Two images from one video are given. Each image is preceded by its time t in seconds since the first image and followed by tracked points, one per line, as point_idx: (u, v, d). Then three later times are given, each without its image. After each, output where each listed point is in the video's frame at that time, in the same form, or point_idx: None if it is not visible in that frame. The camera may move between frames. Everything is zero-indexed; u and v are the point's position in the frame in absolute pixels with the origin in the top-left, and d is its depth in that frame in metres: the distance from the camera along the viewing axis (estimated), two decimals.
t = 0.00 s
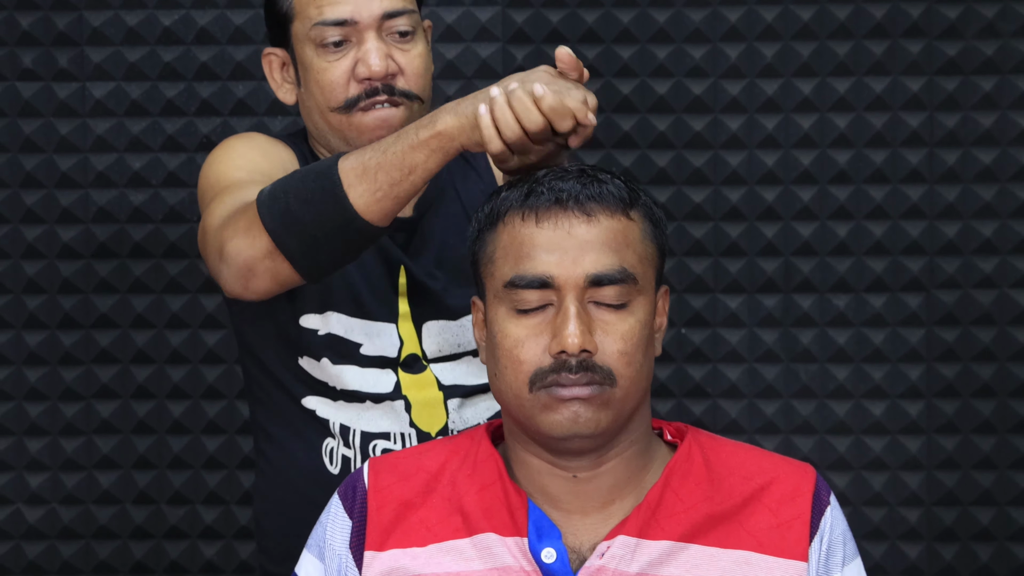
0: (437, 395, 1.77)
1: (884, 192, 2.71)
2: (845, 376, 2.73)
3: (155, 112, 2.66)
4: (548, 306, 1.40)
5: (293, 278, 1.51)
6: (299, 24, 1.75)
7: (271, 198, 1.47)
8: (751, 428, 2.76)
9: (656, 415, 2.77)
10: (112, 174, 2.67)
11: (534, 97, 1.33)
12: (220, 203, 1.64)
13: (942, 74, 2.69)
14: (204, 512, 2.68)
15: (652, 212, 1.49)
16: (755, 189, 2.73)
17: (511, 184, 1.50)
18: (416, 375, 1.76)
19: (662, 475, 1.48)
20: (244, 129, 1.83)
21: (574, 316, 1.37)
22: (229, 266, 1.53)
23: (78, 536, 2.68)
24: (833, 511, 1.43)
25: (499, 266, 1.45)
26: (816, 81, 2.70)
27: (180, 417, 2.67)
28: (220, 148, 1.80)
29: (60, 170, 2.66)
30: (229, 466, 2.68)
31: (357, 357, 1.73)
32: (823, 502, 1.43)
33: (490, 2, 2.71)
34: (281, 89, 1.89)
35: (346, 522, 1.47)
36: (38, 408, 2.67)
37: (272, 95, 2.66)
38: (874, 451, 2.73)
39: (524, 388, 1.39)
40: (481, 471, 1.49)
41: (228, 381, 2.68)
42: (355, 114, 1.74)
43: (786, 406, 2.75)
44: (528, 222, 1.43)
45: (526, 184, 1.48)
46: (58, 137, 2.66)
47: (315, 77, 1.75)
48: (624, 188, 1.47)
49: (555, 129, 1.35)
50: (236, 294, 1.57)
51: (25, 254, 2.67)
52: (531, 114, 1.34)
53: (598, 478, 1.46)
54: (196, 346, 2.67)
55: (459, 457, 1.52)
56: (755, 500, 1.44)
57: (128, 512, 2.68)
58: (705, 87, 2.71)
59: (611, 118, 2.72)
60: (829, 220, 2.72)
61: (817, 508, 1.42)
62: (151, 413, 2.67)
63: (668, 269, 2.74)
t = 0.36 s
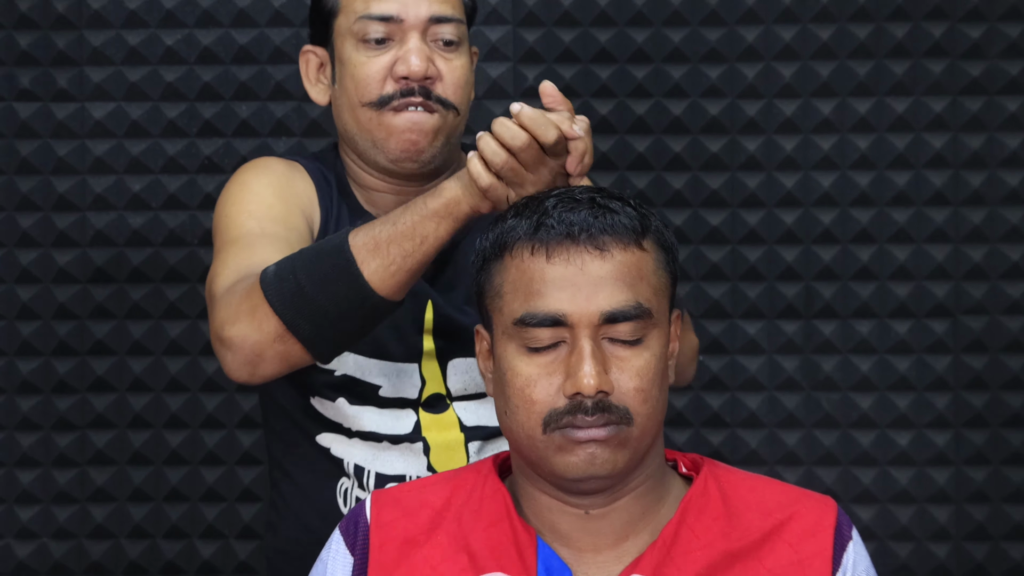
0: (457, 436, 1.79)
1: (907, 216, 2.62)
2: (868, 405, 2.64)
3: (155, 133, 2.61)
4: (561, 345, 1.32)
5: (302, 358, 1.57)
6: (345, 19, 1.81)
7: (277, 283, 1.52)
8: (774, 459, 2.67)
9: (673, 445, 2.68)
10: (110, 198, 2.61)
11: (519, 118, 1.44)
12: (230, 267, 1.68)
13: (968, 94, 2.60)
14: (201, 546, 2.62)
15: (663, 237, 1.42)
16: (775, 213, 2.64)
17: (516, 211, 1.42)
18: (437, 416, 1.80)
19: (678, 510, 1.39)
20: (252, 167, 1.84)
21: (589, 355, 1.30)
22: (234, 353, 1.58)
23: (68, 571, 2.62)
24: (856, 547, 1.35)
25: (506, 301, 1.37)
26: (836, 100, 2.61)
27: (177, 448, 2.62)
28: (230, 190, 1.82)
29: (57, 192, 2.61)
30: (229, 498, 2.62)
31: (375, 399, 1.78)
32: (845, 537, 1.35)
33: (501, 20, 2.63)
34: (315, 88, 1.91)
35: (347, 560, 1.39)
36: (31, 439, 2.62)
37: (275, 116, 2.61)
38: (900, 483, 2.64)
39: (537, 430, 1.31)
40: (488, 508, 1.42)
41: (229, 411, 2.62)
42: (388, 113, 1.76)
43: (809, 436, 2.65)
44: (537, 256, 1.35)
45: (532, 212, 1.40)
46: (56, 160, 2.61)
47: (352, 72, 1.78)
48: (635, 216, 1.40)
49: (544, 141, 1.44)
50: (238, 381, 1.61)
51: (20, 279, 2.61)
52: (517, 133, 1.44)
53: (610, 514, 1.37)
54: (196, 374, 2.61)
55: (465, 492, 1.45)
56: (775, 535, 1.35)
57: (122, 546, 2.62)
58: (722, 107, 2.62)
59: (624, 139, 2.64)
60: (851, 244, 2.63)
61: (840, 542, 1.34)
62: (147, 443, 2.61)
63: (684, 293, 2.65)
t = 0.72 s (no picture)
0: (457, 461, 1.69)
1: (922, 222, 2.50)
2: (879, 420, 2.51)
3: (131, 135, 2.49)
4: (556, 367, 1.19)
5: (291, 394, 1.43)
6: None
7: (264, 313, 1.37)
8: (779, 477, 2.53)
9: (675, 462, 2.56)
10: (84, 203, 2.49)
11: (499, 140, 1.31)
12: (219, 290, 1.54)
13: (986, 94, 2.48)
14: (182, 567, 2.51)
15: (665, 249, 1.28)
16: (782, 218, 2.52)
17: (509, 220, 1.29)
18: (438, 439, 1.70)
19: (678, 531, 1.27)
20: (249, 178, 1.71)
21: (584, 380, 1.17)
22: (220, 389, 1.44)
23: None
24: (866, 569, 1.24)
25: (499, 317, 1.24)
26: (848, 100, 2.49)
27: (157, 465, 2.50)
28: (225, 204, 1.69)
29: (28, 197, 2.48)
30: (210, 517, 2.51)
31: (373, 423, 1.68)
32: (854, 558, 1.24)
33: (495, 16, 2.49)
34: (341, 66, 1.83)
35: None
36: (3, 455, 2.49)
37: (258, 116, 2.49)
38: (912, 502, 2.51)
39: (530, 456, 1.18)
40: (482, 528, 1.28)
41: (209, 427, 2.50)
42: (410, 100, 1.63)
43: (815, 453, 2.52)
44: (531, 272, 1.22)
45: (529, 220, 1.27)
46: (26, 163, 2.48)
47: (383, 51, 1.67)
48: (635, 228, 1.26)
49: (530, 172, 1.32)
50: (226, 417, 1.48)
51: None
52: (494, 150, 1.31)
53: (611, 537, 1.25)
54: (175, 388, 2.50)
55: (460, 511, 1.32)
56: (779, 559, 1.24)
57: (100, 567, 2.51)
58: (727, 107, 2.50)
59: (625, 141, 2.52)
60: (862, 252, 2.51)
61: (847, 566, 1.23)
62: (125, 460, 2.50)
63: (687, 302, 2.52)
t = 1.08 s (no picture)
0: (467, 470, 1.67)
1: (924, 226, 2.49)
2: (881, 423, 2.51)
3: (133, 138, 2.49)
4: (561, 376, 1.19)
5: (301, 412, 1.45)
6: None
7: (271, 338, 1.40)
8: (779, 480, 2.54)
9: (676, 465, 2.56)
10: (85, 206, 2.49)
11: (473, 127, 1.33)
12: (228, 311, 1.56)
13: (988, 97, 2.47)
14: (183, 571, 2.51)
15: (671, 259, 1.28)
16: (784, 222, 2.52)
17: (517, 227, 1.29)
18: (447, 448, 1.68)
19: (680, 535, 1.26)
20: (262, 190, 1.72)
21: (590, 390, 1.17)
22: (231, 417, 1.46)
23: None
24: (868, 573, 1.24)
25: (505, 326, 1.23)
26: (850, 104, 2.49)
27: (158, 468, 2.51)
28: (238, 218, 1.70)
29: (30, 201, 2.48)
30: (212, 520, 2.51)
31: (383, 432, 1.68)
32: (856, 562, 1.24)
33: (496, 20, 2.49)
34: (364, 63, 1.82)
35: None
36: (5, 458, 2.49)
37: (259, 120, 2.49)
38: (913, 505, 2.51)
39: (535, 465, 1.18)
40: (483, 530, 1.28)
41: (211, 431, 2.50)
42: (433, 103, 1.62)
43: (817, 457, 2.52)
44: (538, 281, 1.22)
45: (536, 229, 1.26)
46: (28, 166, 2.48)
47: (408, 52, 1.65)
48: (643, 239, 1.26)
49: (497, 136, 1.32)
50: (238, 445, 1.50)
51: None
52: (471, 137, 1.33)
53: (613, 541, 1.24)
54: (176, 392, 2.50)
55: (462, 513, 1.32)
56: (781, 562, 1.24)
57: (101, 570, 2.51)
58: (729, 111, 2.50)
59: (626, 145, 2.52)
60: (864, 255, 2.50)
61: (850, 570, 1.23)
62: (127, 463, 2.51)
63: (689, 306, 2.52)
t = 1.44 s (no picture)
0: (480, 477, 1.67)
1: (926, 228, 2.50)
2: (884, 426, 2.51)
3: (136, 140, 2.48)
4: (567, 384, 1.18)
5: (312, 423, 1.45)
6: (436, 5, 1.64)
7: (282, 346, 1.40)
8: (783, 483, 2.54)
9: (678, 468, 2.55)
10: (88, 209, 2.49)
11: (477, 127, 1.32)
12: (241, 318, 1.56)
13: (991, 100, 2.47)
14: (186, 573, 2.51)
15: (678, 262, 1.27)
16: (786, 225, 2.52)
17: (524, 229, 1.27)
18: (461, 455, 1.68)
19: (683, 538, 1.26)
20: (280, 196, 1.72)
21: (596, 399, 1.16)
22: (242, 423, 1.47)
23: None
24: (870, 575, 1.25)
25: (511, 331, 1.22)
26: (852, 107, 2.49)
27: (160, 471, 2.51)
28: (256, 225, 1.71)
29: (33, 204, 2.48)
30: (215, 523, 2.51)
31: (396, 438, 1.67)
32: (858, 564, 1.25)
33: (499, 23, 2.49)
34: (383, 69, 1.80)
35: None
36: (7, 462, 2.49)
37: (262, 123, 2.49)
38: (916, 508, 2.51)
39: (539, 472, 1.18)
40: (487, 534, 1.28)
41: (213, 433, 2.50)
42: (448, 110, 1.58)
43: (820, 459, 2.52)
44: (546, 287, 1.20)
45: (543, 233, 1.25)
46: (31, 169, 2.48)
47: (425, 58, 1.62)
48: (651, 245, 1.24)
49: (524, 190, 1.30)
50: (250, 449, 1.50)
51: None
52: (495, 185, 1.30)
53: (617, 545, 1.24)
54: (179, 395, 2.50)
55: (466, 516, 1.32)
56: (784, 564, 1.25)
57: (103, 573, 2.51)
58: (732, 114, 2.50)
59: (629, 147, 2.52)
60: (867, 258, 2.50)
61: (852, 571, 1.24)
62: (129, 466, 2.50)
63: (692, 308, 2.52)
